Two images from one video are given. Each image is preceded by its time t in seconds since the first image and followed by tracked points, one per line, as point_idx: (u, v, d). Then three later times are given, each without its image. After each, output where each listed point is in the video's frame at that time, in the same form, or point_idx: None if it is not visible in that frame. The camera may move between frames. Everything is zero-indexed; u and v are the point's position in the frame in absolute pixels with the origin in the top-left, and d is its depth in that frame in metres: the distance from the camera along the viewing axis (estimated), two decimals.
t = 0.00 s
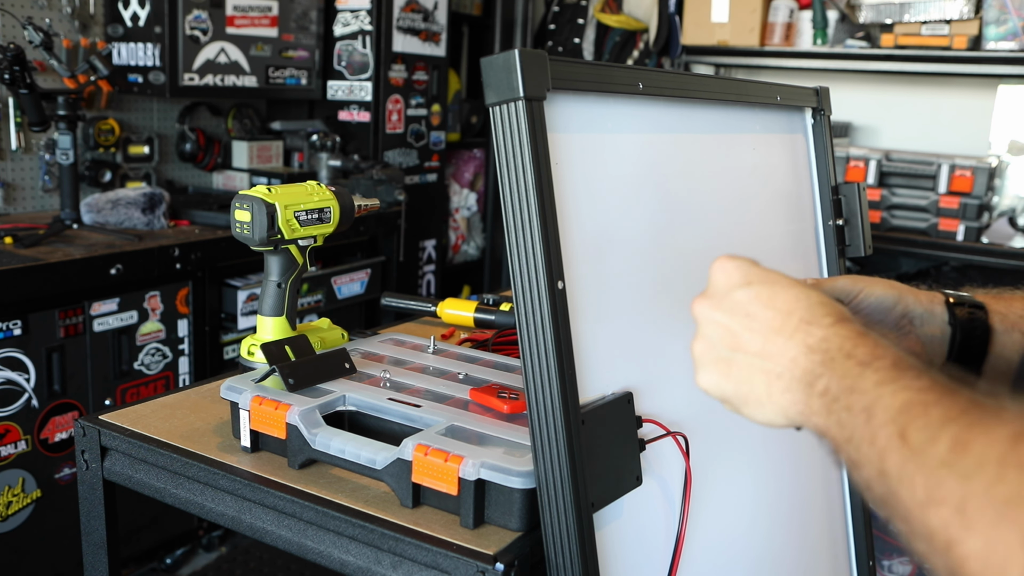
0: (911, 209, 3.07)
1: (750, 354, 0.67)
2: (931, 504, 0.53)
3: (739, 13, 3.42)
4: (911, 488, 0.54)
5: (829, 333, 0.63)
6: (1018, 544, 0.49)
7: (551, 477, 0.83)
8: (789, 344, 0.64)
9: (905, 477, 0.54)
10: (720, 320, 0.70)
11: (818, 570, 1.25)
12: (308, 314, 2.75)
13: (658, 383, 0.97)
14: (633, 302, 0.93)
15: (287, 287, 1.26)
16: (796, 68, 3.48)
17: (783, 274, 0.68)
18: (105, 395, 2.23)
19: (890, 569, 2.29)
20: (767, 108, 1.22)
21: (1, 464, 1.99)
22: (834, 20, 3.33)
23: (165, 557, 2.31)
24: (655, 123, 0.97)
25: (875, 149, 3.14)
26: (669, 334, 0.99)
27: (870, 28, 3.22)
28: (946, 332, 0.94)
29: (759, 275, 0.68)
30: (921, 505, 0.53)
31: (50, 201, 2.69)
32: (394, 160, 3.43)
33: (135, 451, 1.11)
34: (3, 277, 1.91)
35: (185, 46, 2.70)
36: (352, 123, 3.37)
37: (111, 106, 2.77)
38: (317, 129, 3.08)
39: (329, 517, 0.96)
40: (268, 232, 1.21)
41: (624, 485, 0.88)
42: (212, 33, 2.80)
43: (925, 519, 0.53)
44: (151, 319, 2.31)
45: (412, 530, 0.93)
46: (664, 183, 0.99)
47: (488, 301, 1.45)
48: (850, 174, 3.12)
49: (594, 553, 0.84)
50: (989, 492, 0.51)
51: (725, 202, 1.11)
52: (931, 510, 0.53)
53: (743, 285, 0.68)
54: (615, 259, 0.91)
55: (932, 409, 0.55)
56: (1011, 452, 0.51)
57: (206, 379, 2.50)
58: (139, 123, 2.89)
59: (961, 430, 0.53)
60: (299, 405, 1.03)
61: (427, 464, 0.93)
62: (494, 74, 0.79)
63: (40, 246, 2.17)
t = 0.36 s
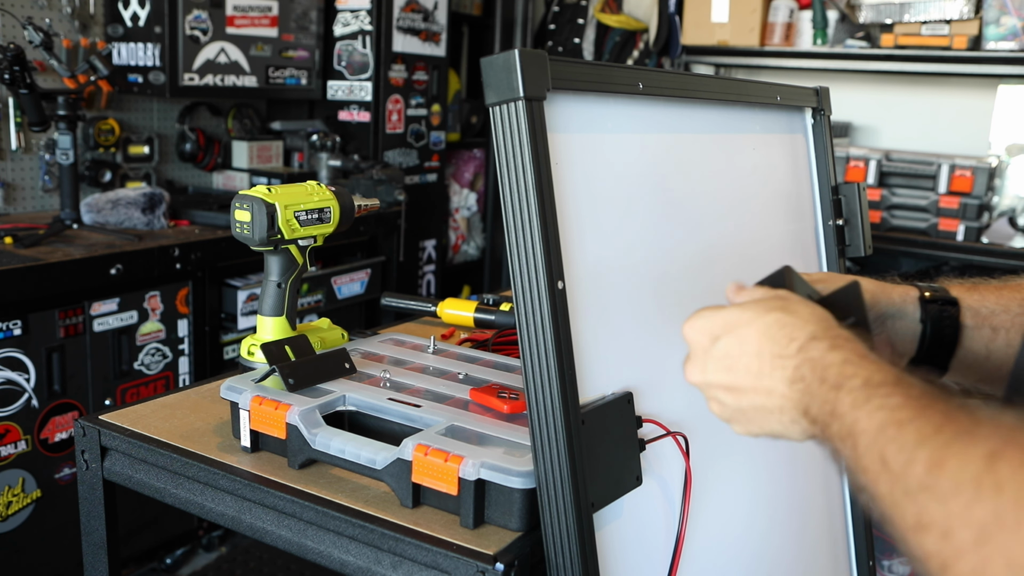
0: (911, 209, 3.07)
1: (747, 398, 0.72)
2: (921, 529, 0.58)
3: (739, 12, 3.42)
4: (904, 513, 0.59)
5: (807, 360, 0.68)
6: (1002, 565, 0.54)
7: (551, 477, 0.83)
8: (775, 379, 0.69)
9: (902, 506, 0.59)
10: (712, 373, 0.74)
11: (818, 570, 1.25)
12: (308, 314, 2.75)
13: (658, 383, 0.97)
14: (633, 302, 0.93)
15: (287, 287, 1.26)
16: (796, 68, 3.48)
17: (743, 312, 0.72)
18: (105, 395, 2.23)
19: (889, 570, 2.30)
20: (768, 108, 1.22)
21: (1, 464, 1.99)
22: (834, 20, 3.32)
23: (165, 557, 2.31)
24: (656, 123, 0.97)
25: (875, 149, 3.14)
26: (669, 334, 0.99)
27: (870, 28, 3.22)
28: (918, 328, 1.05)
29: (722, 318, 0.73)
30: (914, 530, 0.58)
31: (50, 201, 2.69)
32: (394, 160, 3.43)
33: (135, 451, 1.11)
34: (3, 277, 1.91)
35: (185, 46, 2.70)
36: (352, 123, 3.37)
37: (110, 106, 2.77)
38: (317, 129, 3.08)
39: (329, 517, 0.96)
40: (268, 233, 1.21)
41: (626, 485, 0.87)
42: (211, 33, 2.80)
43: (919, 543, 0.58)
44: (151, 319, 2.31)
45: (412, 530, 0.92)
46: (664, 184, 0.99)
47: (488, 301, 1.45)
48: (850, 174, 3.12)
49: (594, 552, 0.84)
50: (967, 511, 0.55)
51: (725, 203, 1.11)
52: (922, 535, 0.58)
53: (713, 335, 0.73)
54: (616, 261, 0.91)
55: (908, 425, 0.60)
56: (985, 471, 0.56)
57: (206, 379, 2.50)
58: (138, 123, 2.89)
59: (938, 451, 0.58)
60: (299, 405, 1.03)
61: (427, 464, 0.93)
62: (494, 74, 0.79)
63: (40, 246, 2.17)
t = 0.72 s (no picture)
0: (911, 209, 3.07)
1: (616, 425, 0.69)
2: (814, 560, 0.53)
3: (739, 12, 3.42)
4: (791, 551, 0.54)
5: (703, 404, 0.62)
6: None
7: (550, 476, 0.83)
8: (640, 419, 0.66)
9: (815, 573, 0.53)
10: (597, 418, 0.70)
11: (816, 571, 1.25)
12: (308, 314, 2.75)
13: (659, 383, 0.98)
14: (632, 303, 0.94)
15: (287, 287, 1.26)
16: (795, 68, 3.48)
17: (611, 345, 0.67)
18: (105, 395, 2.23)
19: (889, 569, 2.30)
20: (767, 109, 1.22)
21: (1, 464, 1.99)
22: (834, 20, 3.32)
23: (165, 557, 2.31)
24: (655, 123, 0.97)
25: (875, 149, 3.14)
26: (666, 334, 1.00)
27: (870, 28, 3.22)
28: (876, 321, 1.12)
29: (597, 352, 0.68)
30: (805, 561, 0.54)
31: (50, 201, 2.69)
32: (394, 160, 3.43)
33: (135, 450, 1.11)
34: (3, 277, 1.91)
35: (185, 46, 2.70)
36: (352, 123, 3.37)
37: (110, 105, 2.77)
38: (317, 129, 3.09)
39: (329, 517, 0.96)
40: (268, 233, 1.21)
41: (620, 488, 0.88)
42: (211, 33, 2.80)
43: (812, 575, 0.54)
44: (151, 319, 2.31)
45: (412, 530, 0.93)
46: (662, 186, 0.99)
47: (488, 301, 1.45)
48: (850, 175, 3.12)
49: (594, 552, 0.85)
50: (875, 561, 0.51)
51: (724, 201, 1.11)
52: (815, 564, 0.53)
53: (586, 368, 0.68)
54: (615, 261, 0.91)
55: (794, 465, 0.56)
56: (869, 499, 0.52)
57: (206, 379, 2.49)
58: (138, 123, 2.89)
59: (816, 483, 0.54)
60: (299, 405, 1.03)
61: (427, 464, 0.93)
62: (494, 74, 0.79)
63: (40, 246, 2.17)
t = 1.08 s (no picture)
0: (911, 209, 3.07)
1: (537, 390, 0.72)
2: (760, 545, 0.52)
3: (739, 12, 3.42)
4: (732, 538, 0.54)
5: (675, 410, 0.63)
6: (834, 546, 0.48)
7: (550, 478, 0.83)
8: (563, 385, 0.70)
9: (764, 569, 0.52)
10: (529, 392, 0.73)
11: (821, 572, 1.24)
12: (308, 314, 2.75)
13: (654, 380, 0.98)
14: (630, 302, 0.94)
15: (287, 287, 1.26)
16: (795, 68, 3.48)
17: (549, 316, 0.72)
18: (105, 395, 2.23)
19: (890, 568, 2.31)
20: (768, 109, 1.22)
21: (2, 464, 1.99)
22: (834, 20, 3.32)
23: (165, 557, 2.30)
24: (655, 123, 0.97)
25: (875, 150, 3.15)
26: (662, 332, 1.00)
27: (870, 28, 3.22)
28: (860, 320, 1.09)
29: (539, 320, 0.73)
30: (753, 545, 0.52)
31: (50, 201, 2.69)
32: (395, 160, 3.43)
33: (135, 450, 1.11)
34: (3, 277, 1.91)
35: (185, 46, 2.70)
36: (352, 123, 3.37)
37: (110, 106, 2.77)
38: (317, 129, 3.09)
39: (329, 517, 0.96)
40: (268, 232, 1.21)
41: (610, 494, 0.87)
42: (212, 33, 2.80)
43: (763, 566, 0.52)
44: (151, 319, 2.31)
45: (412, 530, 0.92)
46: (662, 185, 0.99)
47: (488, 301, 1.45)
48: (850, 175, 3.13)
49: (593, 552, 0.85)
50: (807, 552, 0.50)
51: (723, 201, 1.11)
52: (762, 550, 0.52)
53: (526, 333, 0.73)
54: (614, 261, 0.91)
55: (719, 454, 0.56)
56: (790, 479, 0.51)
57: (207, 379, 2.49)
58: (139, 123, 2.89)
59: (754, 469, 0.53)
60: (299, 405, 1.03)
61: (427, 464, 0.93)
62: (495, 74, 0.78)
63: (40, 246, 2.17)
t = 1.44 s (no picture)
0: (911, 209, 3.07)
1: (546, 381, 0.70)
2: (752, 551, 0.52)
3: (739, 12, 3.42)
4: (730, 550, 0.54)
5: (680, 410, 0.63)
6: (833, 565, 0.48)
7: (550, 478, 0.83)
8: (574, 380, 0.68)
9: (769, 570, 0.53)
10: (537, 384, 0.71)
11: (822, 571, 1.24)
12: (308, 314, 2.75)
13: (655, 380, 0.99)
14: (630, 302, 0.94)
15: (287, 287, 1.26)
16: (795, 68, 3.48)
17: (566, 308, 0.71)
18: (105, 395, 2.23)
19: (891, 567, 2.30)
20: (768, 109, 1.22)
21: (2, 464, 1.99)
22: (834, 20, 3.32)
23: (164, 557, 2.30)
24: (655, 122, 0.97)
25: (875, 150, 3.15)
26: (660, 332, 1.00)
27: (870, 28, 3.22)
28: (838, 316, 1.07)
29: (556, 311, 0.71)
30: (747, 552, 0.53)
31: (50, 201, 2.69)
32: (394, 160, 3.42)
33: (135, 451, 1.11)
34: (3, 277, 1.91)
35: (185, 46, 2.70)
36: (352, 123, 3.37)
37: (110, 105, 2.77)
38: (317, 129, 3.09)
39: (329, 517, 0.96)
40: (268, 232, 1.21)
41: (609, 495, 0.87)
42: (212, 33, 2.80)
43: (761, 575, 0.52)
44: (151, 320, 2.31)
45: (412, 530, 0.92)
46: (662, 183, 0.99)
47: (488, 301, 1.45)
48: (850, 175, 3.13)
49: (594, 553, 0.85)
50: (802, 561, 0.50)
51: (723, 201, 1.11)
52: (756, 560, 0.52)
53: (544, 323, 0.71)
54: (615, 259, 0.91)
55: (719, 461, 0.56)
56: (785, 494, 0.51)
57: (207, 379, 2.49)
58: (138, 123, 2.89)
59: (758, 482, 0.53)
60: (299, 405, 1.03)
61: (427, 464, 0.93)
62: (494, 74, 0.79)
63: (39, 246, 2.17)
